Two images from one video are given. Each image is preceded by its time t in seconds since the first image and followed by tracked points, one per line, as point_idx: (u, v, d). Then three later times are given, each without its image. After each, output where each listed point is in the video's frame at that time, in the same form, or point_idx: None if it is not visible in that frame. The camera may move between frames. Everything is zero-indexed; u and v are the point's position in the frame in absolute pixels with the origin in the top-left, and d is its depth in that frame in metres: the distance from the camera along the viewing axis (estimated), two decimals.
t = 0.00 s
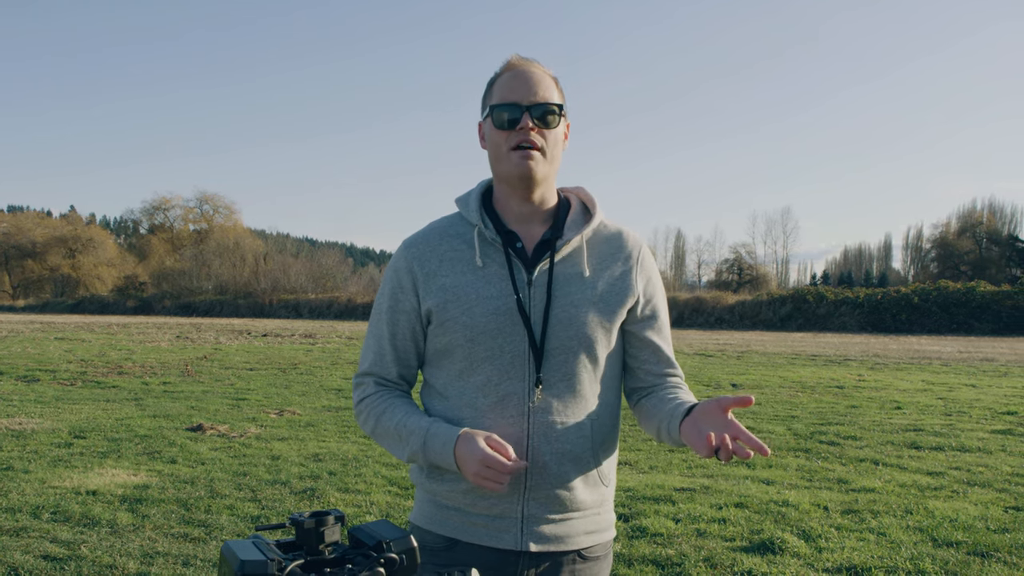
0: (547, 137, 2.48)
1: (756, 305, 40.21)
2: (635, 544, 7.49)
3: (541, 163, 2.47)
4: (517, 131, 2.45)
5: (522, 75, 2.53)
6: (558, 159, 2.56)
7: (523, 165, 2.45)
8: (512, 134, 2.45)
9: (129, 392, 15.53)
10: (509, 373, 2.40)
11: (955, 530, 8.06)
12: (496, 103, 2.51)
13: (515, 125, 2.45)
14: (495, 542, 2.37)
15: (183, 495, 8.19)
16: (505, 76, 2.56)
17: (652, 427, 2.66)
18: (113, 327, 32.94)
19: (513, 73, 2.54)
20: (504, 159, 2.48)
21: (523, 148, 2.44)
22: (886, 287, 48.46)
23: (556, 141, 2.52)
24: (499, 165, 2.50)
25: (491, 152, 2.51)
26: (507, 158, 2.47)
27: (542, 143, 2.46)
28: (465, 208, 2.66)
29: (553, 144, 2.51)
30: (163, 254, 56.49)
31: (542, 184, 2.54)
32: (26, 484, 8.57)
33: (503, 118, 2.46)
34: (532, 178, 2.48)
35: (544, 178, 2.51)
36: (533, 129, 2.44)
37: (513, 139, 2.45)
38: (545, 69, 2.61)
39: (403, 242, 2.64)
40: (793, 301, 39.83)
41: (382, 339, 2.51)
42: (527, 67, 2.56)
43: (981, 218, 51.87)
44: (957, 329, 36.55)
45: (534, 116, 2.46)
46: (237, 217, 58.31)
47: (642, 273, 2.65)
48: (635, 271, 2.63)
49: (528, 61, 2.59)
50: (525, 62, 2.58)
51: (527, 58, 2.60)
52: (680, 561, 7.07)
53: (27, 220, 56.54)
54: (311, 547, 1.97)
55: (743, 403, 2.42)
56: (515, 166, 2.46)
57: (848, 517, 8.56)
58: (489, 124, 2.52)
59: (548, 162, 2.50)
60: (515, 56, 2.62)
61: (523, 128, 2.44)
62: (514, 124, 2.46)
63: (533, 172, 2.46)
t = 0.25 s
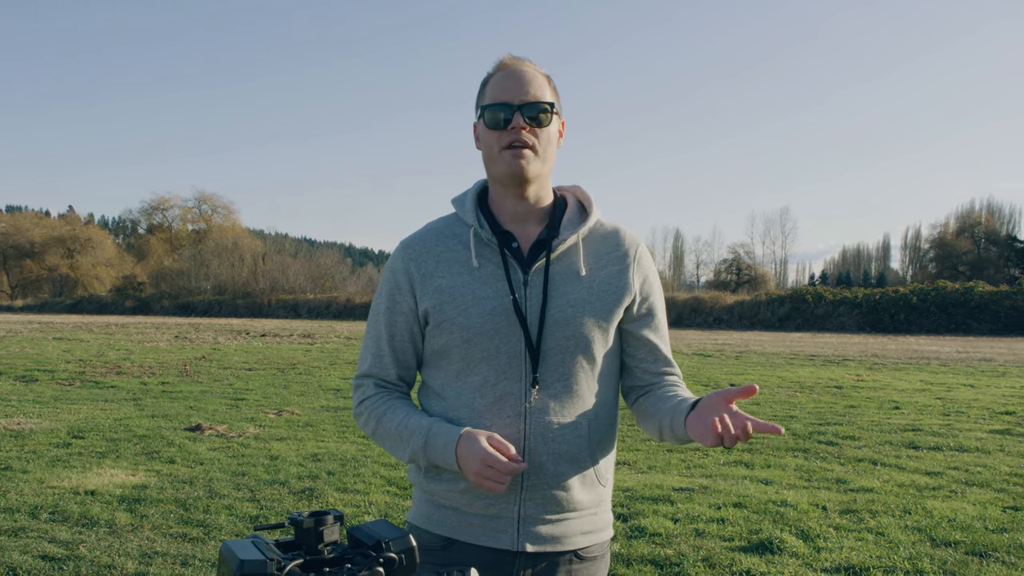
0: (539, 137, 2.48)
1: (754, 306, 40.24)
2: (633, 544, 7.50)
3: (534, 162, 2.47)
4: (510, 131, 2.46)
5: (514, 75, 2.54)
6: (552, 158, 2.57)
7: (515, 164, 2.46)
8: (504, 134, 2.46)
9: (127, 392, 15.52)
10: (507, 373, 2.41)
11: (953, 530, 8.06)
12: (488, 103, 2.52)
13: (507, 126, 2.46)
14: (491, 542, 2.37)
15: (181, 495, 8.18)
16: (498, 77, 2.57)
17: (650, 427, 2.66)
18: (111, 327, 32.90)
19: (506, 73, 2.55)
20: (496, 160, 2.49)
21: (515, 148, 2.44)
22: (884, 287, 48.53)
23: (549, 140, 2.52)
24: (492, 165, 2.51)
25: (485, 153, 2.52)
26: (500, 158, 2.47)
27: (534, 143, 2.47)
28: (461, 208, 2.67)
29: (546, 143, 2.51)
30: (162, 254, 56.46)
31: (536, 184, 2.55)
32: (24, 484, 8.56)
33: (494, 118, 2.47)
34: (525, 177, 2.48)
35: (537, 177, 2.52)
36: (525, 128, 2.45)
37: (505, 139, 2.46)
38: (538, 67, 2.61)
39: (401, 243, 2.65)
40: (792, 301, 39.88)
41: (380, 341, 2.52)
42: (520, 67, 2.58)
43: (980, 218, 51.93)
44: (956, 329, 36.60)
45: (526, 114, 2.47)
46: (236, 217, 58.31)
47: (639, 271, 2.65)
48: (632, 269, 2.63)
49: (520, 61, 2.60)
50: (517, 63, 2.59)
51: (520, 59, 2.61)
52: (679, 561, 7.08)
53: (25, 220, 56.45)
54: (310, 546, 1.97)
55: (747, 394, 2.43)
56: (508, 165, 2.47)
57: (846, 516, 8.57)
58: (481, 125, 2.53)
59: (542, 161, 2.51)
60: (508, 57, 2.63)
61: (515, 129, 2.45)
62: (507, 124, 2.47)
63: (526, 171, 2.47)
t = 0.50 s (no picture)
0: (531, 137, 2.48)
1: (752, 306, 40.28)
2: (632, 545, 7.50)
3: (526, 162, 2.47)
4: (501, 132, 2.45)
5: (506, 75, 2.54)
6: (545, 158, 2.57)
7: (507, 165, 2.46)
8: (496, 135, 2.46)
9: (125, 393, 15.51)
10: (501, 373, 2.40)
11: (951, 531, 8.07)
12: (480, 104, 2.52)
13: (499, 126, 2.46)
14: (486, 544, 2.37)
15: (180, 496, 8.18)
16: (489, 78, 2.57)
17: (648, 427, 2.66)
18: (109, 328, 32.84)
19: (498, 74, 2.56)
20: (489, 161, 2.49)
21: (507, 149, 2.44)
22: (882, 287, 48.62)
23: (542, 140, 2.52)
24: (484, 166, 2.51)
25: (477, 153, 2.52)
26: (492, 158, 2.47)
27: (527, 143, 2.46)
28: (455, 208, 2.67)
29: (539, 143, 2.50)
30: (160, 254, 56.43)
31: (529, 184, 2.55)
32: (22, 485, 8.55)
33: (485, 120, 2.47)
34: (518, 176, 2.48)
35: (530, 178, 2.51)
36: (516, 129, 2.44)
37: (497, 140, 2.46)
38: (530, 68, 2.61)
39: (394, 244, 2.65)
40: (790, 302, 39.94)
41: (374, 342, 2.52)
42: (513, 67, 2.57)
43: (978, 219, 51.97)
44: (954, 329, 36.66)
45: (517, 116, 2.46)
46: (234, 218, 58.32)
47: (633, 271, 2.65)
48: (625, 268, 2.63)
49: (511, 62, 2.60)
50: (510, 63, 2.59)
51: (512, 59, 2.61)
52: (677, 561, 7.08)
53: (23, 221, 56.36)
54: (309, 547, 1.98)
55: (749, 396, 2.42)
56: (499, 167, 2.47)
57: (845, 517, 8.58)
58: (474, 126, 2.53)
59: (535, 161, 2.50)
60: (500, 57, 2.63)
61: (506, 128, 2.45)
62: (499, 124, 2.46)
63: (519, 171, 2.46)
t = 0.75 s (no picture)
0: (520, 140, 2.48)
1: (751, 306, 40.31)
2: (630, 545, 7.51)
3: (515, 164, 2.47)
4: (491, 134, 2.45)
5: (495, 76, 2.54)
6: (534, 160, 2.57)
7: (496, 167, 2.46)
8: (485, 136, 2.46)
9: (124, 393, 15.50)
10: (488, 375, 2.40)
11: (950, 530, 8.08)
12: (470, 105, 2.51)
13: (488, 128, 2.45)
14: (476, 545, 2.37)
15: (178, 496, 8.18)
16: (478, 78, 2.57)
17: (633, 428, 2.66)
18: (107, 328, 32.79)
19: (487, 75, 2.55)
20: (478, 162, 2.48)
21: (497, 151, 2.44)
22: (880, 287, 48.72)
23: (531, 143, 2.52)
24: (473, 168, 2.51)
25: (465, 155, 2.52)
26: (480, 161, 2.47)
27: (515, 145, 2.46)
28: (441, 210, 2.66)
29: (527, 145, 2.51)
30: (158, 255, 56.38)
31: (517, 187, 2.55)
32: (21, 485, 8.54)
33: (475, 122, 2.47)
34: (507, 180, 2.48)
35: (518, 181, 2.51)
36: (506, 131, 2.44)
37: (487, 142, 2.46)
38: (520, 69, 2.61)
39: (381, 245, 2.64)
40: (789, 302, 40.00)
41: (361, 343, 2.51)
42: (502, 68, 2.57)
43: (977, 219, 51.98)
44: (952, 330, 36.73)
45: (508, 117, 2.46)
46: (233, 218, 58.30)
47: (618, 273, 2.66)
48: (610, 271, 2.63)
49: (501, 62, 2.60)
50: (499, 64, 2.59)
51: (501, 60, 2.60)
52: (675, 561, 7.08)
53: (21, 221, 56.28)
54: (308, 546, 1.98)
55: (731, 394, 2.42)
56: (488, 169, 2.47)
57: (843, 517, 8.58)
58: (462, 126, 2.52)
59: (524, 164, 2.51)
60: (489, 58, 2.62)
61: (496, 131, 2.45)
62: (488, 126, 2.46)
63: (508, 174, 2.46)
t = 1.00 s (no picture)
0: (492, 138, 2.45)
1: (750, 306, 40.37)
2: (629, 544, 7.51)
3: (486, 163, 2.45)
4: (462, 132, 2.42)
5: (465, 73, 2.50)
6: (504, 160, 2.54)
7: (468, 165, 2.42)
8: (457, 134, 2.43)
9: (122, 393, 15.48)
10: (461, 373, 2.39)
11: (948, 530, 8.09)
12: (441, 101, 2.48)
13: (460, 126, 2.42)
14: (452, 546, 2.37)
15: (177, 495, 8.17)
16: (449, 75, 2.53)
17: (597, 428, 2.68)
18: (105, 327, 32.74)
19: (458, 72, 2.51)
20: (449, 159, 2.45)
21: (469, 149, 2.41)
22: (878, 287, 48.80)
23: (501, 142, 2.50)
24: (443, 166, 2.47)
25: (435, 152, 2.48)
26: (451, 159, 2.44)
27: (487, 144, 2.44)
28: (409, 206, 2.61)
29: (499, 144, 2.48)
30: (157, 254, 56.33)
31: (488, 186, 2.52)
32: (19, 484, 8.53)
33: (446, 119, 2.43)
34: (478, 178, 2.45)
35: (489, 179, 2.49)
36: (478, 127, 2.42)
37: (458, 139, 2.43)
38: (490, 67, 2.59)
39: (347, 243, 2.58)
40: (788, 302, 40.02)
41: (328, 342, 2.46)
42: (472, 66, 2.54)
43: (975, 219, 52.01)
44: (950, 329, 36.74)
45: (479, 114, 2.44)
46: (231, 218, 58.30)
47: (588, 271, 2.66)
48: (580, 269, 2.63)
49: (472, 59, 2.57)
50: (469, 61, 2.55)
51: (471, 57, 2.57)
52: (674, 560, 7.09)
53: (19, 221, 56.19)
54: (307, 544, 1.98)
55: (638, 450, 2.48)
56: (459, 168, 2.44)
57: (842, 516, 8.59)
58: (433, 124, 2.48)
59: (494, 161, 2.49)
60: (459, 54, 2.59)
61: (468, 128, 2.42)
62: (459, 125, 2.43)
63: (478, 173, 2.44)
